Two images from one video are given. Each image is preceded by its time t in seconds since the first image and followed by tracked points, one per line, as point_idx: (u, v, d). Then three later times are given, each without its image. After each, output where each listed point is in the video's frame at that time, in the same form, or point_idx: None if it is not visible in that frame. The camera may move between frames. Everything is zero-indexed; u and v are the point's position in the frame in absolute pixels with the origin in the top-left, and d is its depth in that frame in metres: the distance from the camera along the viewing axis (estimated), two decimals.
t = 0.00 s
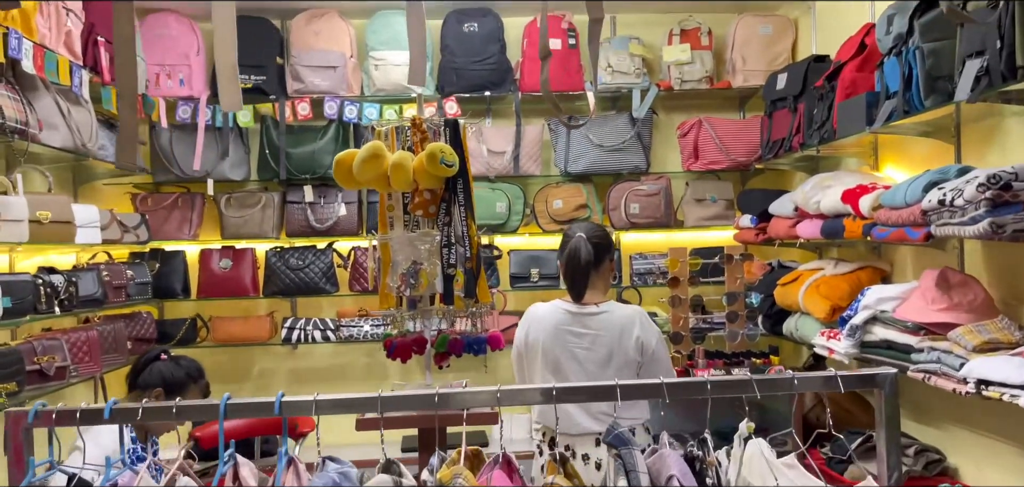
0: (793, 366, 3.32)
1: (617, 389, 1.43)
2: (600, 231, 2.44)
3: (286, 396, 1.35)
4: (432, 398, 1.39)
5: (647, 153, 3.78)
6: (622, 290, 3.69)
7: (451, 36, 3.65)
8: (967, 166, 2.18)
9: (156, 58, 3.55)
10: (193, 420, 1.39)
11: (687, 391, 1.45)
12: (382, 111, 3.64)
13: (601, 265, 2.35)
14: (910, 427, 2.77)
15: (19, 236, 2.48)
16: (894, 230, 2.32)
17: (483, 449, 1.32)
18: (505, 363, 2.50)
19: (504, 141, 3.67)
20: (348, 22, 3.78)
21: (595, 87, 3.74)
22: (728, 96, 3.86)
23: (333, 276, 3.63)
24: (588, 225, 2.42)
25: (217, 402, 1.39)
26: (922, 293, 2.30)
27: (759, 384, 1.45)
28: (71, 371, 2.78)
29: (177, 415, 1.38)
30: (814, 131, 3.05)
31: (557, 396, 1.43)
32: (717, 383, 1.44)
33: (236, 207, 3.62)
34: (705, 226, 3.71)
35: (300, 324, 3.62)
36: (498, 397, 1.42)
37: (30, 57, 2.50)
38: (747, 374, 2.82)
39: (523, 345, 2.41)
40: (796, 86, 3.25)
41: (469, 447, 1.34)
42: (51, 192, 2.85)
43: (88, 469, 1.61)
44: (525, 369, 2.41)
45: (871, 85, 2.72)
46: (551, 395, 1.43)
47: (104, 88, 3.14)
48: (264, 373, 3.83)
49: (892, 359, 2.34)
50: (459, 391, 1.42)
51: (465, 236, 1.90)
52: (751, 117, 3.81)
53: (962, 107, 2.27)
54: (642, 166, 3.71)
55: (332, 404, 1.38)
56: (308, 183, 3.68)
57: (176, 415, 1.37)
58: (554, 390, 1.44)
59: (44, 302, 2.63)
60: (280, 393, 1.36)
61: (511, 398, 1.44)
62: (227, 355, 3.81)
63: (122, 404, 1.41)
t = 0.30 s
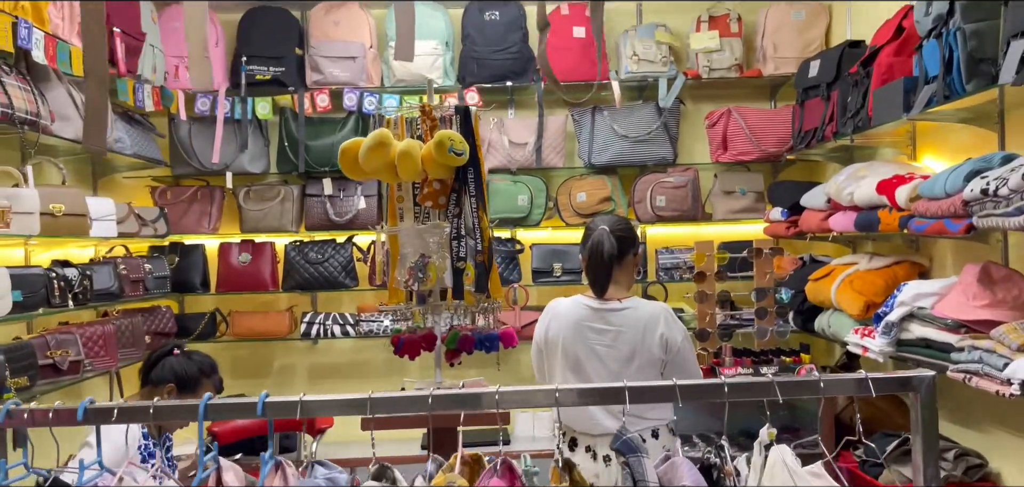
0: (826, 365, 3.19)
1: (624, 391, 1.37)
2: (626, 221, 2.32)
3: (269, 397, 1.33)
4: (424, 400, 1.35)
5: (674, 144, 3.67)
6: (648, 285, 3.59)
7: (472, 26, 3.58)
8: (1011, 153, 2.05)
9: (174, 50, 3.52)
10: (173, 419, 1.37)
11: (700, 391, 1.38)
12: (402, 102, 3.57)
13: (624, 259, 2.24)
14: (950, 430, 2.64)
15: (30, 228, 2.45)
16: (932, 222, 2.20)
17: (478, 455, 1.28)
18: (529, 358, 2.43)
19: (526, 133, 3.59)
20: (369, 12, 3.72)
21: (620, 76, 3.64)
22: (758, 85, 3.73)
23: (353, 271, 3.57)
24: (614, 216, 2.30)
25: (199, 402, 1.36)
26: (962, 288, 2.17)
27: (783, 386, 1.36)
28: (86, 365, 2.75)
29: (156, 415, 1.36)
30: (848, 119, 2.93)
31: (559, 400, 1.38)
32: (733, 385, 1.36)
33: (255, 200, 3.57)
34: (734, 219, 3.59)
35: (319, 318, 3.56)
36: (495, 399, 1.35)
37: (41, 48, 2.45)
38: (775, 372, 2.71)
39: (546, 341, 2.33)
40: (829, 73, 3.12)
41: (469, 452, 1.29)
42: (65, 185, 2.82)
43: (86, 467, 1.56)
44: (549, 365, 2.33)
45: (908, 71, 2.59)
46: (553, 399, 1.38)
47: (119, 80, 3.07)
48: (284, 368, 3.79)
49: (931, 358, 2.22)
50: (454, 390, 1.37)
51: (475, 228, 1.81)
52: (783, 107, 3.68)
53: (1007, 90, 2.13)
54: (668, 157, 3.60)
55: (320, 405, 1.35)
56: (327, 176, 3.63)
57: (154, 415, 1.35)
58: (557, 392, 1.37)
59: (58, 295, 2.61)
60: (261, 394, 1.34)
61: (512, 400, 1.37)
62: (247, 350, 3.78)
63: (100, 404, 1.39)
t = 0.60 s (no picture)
0: (860, 367, 3.05)
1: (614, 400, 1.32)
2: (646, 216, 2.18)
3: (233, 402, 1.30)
4: (398, 407, 1.31)
5: (702, 136, 3.54)
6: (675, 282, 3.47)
7: (493, 16, 3.51)
8: None
9: (194, 43, 3.45)
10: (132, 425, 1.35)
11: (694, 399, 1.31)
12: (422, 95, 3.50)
13: (642, 258, 2.10)
14: (989, 437, 2.50)
15: (41, 223, 2.43)
16: (970, 217, 2.06)
17: (461, 466, 1.31)
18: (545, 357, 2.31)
19: (548, 126, 3.50)
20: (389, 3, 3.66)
21: (646, 67, 3.54)
22: (791, 74, 3.59)
23: (372, 266, 3.52)
24: (632, 210, 2.16)
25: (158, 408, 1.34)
26: (1001, 288, 2.04)
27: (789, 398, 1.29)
28: (99, 361, 2.73)
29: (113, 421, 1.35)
30: (883, 109, 2.79)
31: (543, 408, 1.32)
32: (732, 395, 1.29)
33: (274, 195, 3.53)
34: (765, 214, 3.46)
35: (339, 314, 3.51)
36: (473, 406, 1.31)
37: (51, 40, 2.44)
38: (804, 374, 2.59)
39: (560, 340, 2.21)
40: (865, 61, 2.98)
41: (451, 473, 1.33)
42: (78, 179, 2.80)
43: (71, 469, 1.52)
44: (563, 366, 2.21)
45: (947, 57, 2.45)
46: (536, 407, 1.32)
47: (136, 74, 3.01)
48: (304, 364, 3.76)
49: (968, 362, 2.09)
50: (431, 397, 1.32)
51: (478, 224, 1.74)
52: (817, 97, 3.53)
53: None
54: (696, 150, 3.48)
55: (285, 412, 1.32)
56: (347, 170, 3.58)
57: (111, 421, 1.34)
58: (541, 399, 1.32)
59: (70, 290, 2.59)
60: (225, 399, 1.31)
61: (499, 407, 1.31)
62: (267, 345, 3.75)
63: (57, 408, 1.38)
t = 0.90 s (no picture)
0: (897, 373, 2.91)
1: (591, 417, 1.25)
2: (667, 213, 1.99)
3: (190, 412, 1.27)
4: (360, 421, 1.27)
5: (734, 131, 3.43)
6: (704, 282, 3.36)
7: (517, 10, 3.45)
8: None
9: (219, 39, 3.46)
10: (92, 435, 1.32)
11: (676, 415, 1.24)
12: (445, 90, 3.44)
13: (661, 258, 1.92)
14: None
15: (56, 221, 2.43)
16: (1009, 217, 1.94)
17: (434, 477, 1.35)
18: (558, 360, 2.14)
19: (573, 121, 3.42)
20: None
21: (675, 60, 3.43)
22: (828, 67, 3.46)
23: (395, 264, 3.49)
24: (654, 206, 1.97)
25: (114, 417, 1.31)
26: None
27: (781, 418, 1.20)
28: (117, 359, 2.73)
29: (69, 431, 1.33)
30: (922, 102, 2.65)
31: (513, 423, 1.26)
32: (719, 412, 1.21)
33: (297, 193, 3.51)
34: (799, 212, 3.33)
35: (361, 312, 3.48)
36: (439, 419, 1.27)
37: (66, 37, 2.42)
38: (835, 380, 2.53)
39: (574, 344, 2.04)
40: (903, 52, 2.84)
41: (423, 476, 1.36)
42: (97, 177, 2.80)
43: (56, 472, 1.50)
44: (577, 371, 2.04)
45: (988, 47, 2.30)
46: (508, 421, 1.26)
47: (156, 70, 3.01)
48: (328, 363, 3.73)
49: (1009, 372, 1.95)
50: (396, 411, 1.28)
51: (480, 223, 1.68)
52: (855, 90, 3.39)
53: None
54: (727, 146, 3.36)
55: (244, 422, 1.28)
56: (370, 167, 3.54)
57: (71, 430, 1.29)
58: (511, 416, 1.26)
59: (87, 288, 2.59)
60: (181, 410, 1.28)
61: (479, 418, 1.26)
62: (291, 343, 3.73)
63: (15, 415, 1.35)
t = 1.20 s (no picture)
0: (934, 380, 2.79)
1: (569, 430, 1.14)
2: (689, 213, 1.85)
3: (154, 419, 1.19)
4: (325, 429, 1.16)
5: (765, 129, 3.33)
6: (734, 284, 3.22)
7: (543, 6, 3.40)
8: None
9: (245, 39, 3.46)
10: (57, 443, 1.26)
11: (660, 428, 1.13)
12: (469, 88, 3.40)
13: (680, 260, 1.78)
14: None
15: (76, 220, 2.45)
16: None
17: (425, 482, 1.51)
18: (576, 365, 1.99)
19: (599, 119, 3.37)
20: None
21: (704, 56, 3.35)
22: (864, 62, 3.34)
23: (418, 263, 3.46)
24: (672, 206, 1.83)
25: (78, 423, 1.23)
26: None
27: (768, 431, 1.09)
28: (139, 357, 2.74)
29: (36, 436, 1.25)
30: (960, 97, 2.53)
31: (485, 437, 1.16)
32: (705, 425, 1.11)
33: (322, 192, 3.51)
34: (832, 212, 3.22)
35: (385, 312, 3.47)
36: (409, 431, 1.15)
37: (87, 37, 2.43)
38: (863, 387, 2.51)
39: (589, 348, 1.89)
40: (941, 45, 2.72)
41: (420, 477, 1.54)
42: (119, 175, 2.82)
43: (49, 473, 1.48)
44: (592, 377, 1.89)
45: None
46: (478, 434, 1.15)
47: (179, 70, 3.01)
48: (353, 363, 3.72)
49: None
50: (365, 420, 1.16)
51: (484, 223, 1.64)
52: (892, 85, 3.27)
53: None
54: (757, 144, 3.27)
55: (209, 428, 1.19)
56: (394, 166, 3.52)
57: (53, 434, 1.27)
58: (483, 428, 1.15)
59: (108, 286, 2.61)
60: (142, 417, 1.19)
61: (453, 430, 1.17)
62: (317, 343, 3.73)
63: None
